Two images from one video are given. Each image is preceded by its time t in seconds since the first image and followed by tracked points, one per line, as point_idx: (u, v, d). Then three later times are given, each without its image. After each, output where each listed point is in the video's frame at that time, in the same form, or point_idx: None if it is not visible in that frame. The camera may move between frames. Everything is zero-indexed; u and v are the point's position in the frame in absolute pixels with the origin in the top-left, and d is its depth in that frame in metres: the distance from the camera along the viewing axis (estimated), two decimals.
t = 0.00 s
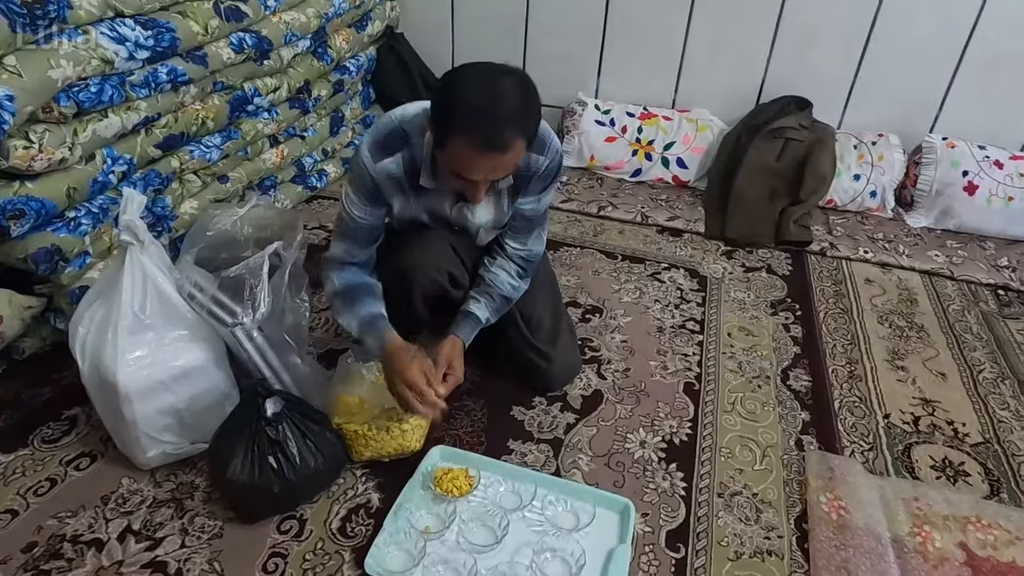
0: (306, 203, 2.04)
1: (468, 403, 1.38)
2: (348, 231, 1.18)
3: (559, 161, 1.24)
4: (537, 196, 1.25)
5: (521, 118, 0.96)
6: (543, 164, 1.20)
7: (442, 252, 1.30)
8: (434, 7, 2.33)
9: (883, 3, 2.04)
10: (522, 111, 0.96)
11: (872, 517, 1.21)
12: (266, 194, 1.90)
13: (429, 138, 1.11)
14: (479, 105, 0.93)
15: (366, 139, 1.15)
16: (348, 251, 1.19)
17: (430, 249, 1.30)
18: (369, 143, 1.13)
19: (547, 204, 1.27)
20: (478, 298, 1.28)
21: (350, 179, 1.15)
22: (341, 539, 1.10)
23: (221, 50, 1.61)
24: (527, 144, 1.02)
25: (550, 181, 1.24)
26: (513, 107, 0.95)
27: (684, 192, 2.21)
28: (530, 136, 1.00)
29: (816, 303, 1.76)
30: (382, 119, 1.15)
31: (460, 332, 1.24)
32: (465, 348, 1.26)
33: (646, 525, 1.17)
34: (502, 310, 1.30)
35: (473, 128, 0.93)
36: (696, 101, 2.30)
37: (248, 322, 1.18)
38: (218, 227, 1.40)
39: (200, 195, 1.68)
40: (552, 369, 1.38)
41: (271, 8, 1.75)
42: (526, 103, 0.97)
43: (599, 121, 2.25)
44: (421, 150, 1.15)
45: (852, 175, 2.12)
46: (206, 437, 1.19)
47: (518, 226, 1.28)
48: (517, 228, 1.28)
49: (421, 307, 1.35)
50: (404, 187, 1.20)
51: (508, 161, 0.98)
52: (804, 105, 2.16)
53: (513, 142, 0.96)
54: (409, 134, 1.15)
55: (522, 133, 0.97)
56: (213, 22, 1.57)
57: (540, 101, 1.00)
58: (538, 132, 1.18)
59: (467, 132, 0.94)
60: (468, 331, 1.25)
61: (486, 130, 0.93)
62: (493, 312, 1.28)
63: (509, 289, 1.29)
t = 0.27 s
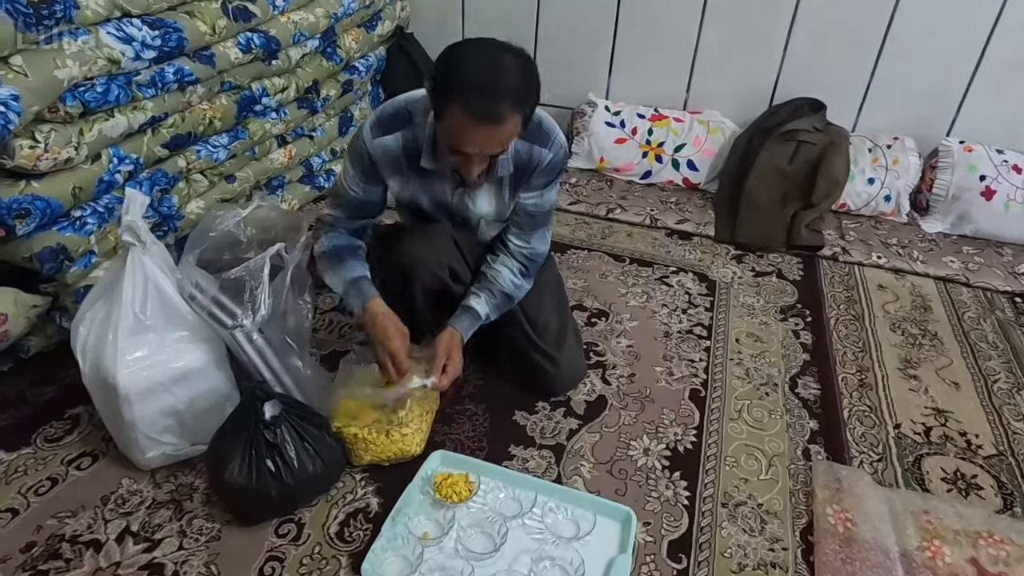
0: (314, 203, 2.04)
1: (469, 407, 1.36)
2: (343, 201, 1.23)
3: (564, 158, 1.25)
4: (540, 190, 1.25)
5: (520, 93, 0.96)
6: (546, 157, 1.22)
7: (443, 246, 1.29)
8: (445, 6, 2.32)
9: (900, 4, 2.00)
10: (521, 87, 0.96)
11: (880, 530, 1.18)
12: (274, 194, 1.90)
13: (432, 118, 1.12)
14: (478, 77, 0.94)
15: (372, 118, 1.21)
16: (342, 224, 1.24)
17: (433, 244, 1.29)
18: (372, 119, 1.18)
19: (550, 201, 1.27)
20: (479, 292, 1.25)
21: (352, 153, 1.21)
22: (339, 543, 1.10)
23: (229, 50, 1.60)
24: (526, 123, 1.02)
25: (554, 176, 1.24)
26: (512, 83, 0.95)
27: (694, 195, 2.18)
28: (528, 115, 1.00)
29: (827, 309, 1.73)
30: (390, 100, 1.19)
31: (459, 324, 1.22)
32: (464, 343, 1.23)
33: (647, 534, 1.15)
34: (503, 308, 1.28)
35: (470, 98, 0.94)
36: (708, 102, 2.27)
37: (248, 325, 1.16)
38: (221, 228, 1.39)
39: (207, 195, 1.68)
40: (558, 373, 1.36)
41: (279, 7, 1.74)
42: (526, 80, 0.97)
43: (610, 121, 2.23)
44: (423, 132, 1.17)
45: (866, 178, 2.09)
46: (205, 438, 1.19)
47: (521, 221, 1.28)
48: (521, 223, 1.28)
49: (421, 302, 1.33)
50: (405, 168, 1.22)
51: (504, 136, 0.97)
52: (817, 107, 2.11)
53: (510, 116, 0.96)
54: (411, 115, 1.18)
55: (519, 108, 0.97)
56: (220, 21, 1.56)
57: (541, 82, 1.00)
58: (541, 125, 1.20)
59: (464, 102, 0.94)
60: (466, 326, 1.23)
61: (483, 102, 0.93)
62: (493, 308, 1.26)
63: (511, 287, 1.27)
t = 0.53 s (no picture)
0: (327, 200, 2.04)
1: (476, 406, 1.36)
2: (360, 195, 1.23)
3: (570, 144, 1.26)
4: (546, 174, 1.25)
5: (523, 60, 0.97)
6: (553, 141, 1.23)
7: (448, 233, 1.30)
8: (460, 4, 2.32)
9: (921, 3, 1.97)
10: (524, 54, 0.97)
11: (890, 537, 1.16)
12: (286, 191, 1.90)
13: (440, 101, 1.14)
14: (482, 42, 0.96)
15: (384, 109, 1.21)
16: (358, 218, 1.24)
17: (437, 231, 1.30)
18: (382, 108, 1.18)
19: (556, 186, 1.27)
20: (479, 276, 1.27)
21: (366, 145, 1.20)
22: (343, 539, 1.10)
23: (243, 47, 1.61)
24: (531, 95, 1.02)
25: (560, 160, 1.25)
26: (515, 47, 0.96)
27: (708, 195, 2.16)
28: (533, 86, 1.01)
29: (840, 312, 1.71)
30: (400, 90, 1.19)
31: (457, 305, 1.24)
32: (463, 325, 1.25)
33: (652, 537, 1.14)
34: (505, 295, 1.28)
35: (474, 62, 0.95)
36: (724, 102, 2.25)
37: (256, 320, 1.18)
38: (231, 223, 1.41)
39: (220, 191, 1.69)
40: (566, 373, 1.35)
41: (294, 5, 1.73)
42: (529, 48, 0.99)
43: (624, 121, 2.21)
44: (433, 115, 1.18)
45: (883, 180, 2.06)
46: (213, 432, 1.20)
47: (527, 207, 1.28)
48: (526, 208, 1.28)
49: (427, 294, 1.35)
50: (417, 154, 1.22)
51: (510, 102, 0.97)
52: (834, 108, 2.08)
53: (514, 81, 0.96)
54: (421, 100, 1.18)
55: (523, 75, 0.98)
56: (235, 19, 1.56)
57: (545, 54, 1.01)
58: (548, 109, 1.22)
59: (469, 66, 0.95)
60: (465, 307, 1.24)
61: (487, 63, 0.95)
62: (493, 292, 1.27)
63: (512, 271, 1.28)
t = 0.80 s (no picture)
0: (339, 195, 2.05)
1: (482, 401, 1.37)
2: (370, 184, 1.24)
3: (577, 139, 1.26)
4: (551, 168, 1.26)
5: (531, 45, 0.98)
6: (559, 135, 1.23)
7: (451, 221, 1.30)
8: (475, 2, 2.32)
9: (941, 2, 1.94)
10: (531, 39, 0.98)
11: (896, 540, 1.16)
12: (299, 187, 1.91)
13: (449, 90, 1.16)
14: (488, 27, 0.97)
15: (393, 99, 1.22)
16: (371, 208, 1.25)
17: (442, 216, 1.30)
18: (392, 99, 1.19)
19: (562, 181, 1.27)
20: (483, 268, 1.27)
21: (376, 135, 1.21)
22: (347, 530, 1.11)
23: (258, 43, 1.62)
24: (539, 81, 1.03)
25: (566, 155, 1.25)
26: (522, 32, 0.97)
27: (721, 195, 2.15)
28: (540, 72, 1.02)
29: (852, 314, 1.69)
30: (410, 82, 1.20)
31: (459, 297, 1.25)
32: (464, 316, 1.26)
33: (655, 535, 1.14)
34: (508, 288, 1.29)
35: (481, 47, 0.96)
36: (738, 101, 2.24)
37: (264, 312, 1.19)
38: (243, 215, 1.45)
39: (233, 185, 1.70)
40: (573, 369, 1.36)
41: (309, 1, 1.74)
42: (537, 34, 0.99)
43: (637, 120, 2.20)
44: (442, 106, 1.19)
45: (899, 181, 2.04)
46: (222, 422, 1.21)
47: (532, 200, 1.28)
48: (532, 202, 1.28)
49: (433, 290, 1.37)
50: (425, 144, 1.24)
51: (517, 86, 0.98)
52: (850, 108, 2.06)
53: (521, 65, 0.97)
54: (430, 91, 1.19)
55: (531, 60, 0.98)
56: (250, 14, 1.57)
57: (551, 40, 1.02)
58: (556, 103, 1.22)
59: (476, 51, 0.96)
60: (466, 299, 1.25)
61: (494, 47, 0.95)
62: (496, 285, 1.27)
63: (516, 265, 1.28)
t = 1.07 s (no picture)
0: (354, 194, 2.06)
1: (492, 399, 1.37)
2: (382, 179, 1.25)
3: (589, 138, 1.27)
4: (563, 167, 1.26)
5: (540, 41, 0.99)
6: (571, 133, 1.23)
7: (462, 218, 1.31)
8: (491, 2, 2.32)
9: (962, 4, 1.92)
10: (541, 36, 0.99)
11: (906, 546, 1.15)
12: (314, 184, 1.92)
13: (462, 87, 1.17)
14: (498, 23, 0.98)
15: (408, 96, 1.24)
16: (382, 202, 1.27)
17: (454, 212, 1.31)
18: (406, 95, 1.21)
19: (574, 179, 1.28)
20: (495, 267, 1.28)
21: (390, 130, 1.23)
22: (355, 525, 1.12)
23: (275, 42, 1.63)
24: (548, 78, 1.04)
25: (578, 153, 1.26)
26: (532, 29, 0.99)
27: (735, 197, 2.13)
28: (550, 69, 1.03)
29: (867, 318, 1.67)
30: (424, 78, 1.22)
31: (471, 295, 1.26)
32: (476, 315, 1.27)
33: (662, 535, 1.14)
34: (520, 286, 1.30)
35: (490, 42, 0.98)
36: (754, 103, 2.23)
37: (277, 307, 1.19)
38: (257, 213, 1.48)
39: (249, 182, 1.72)
40: (583, 368, 1.36)
41: (326, 1, 1.75)
42: (546, 30, 1.01)
43: (651, 121, 2.19)
44: (454, 102, 1.20)
45: (917, 185, 2.01)
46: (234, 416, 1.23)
47: (543, 198, 1.29)
48: (543, 200, 1.29)
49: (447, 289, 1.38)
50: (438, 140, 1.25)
51: (526, 82, 0.99)
52: (868, 110, 2.04)
53: (530, 61, 0.98)
54: (444, 88, 1.21)
55: (540, 55, 1.00)
56: (268, 14, 1.58)
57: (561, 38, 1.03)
58: (568, 102, 1.23)
59: (486, 47, 0.98)
60: (478, 297, 1.26)
61: (503, 42, 0.97)
62: (507, 283, 1.28)
63: (528, 264, 1.28)
